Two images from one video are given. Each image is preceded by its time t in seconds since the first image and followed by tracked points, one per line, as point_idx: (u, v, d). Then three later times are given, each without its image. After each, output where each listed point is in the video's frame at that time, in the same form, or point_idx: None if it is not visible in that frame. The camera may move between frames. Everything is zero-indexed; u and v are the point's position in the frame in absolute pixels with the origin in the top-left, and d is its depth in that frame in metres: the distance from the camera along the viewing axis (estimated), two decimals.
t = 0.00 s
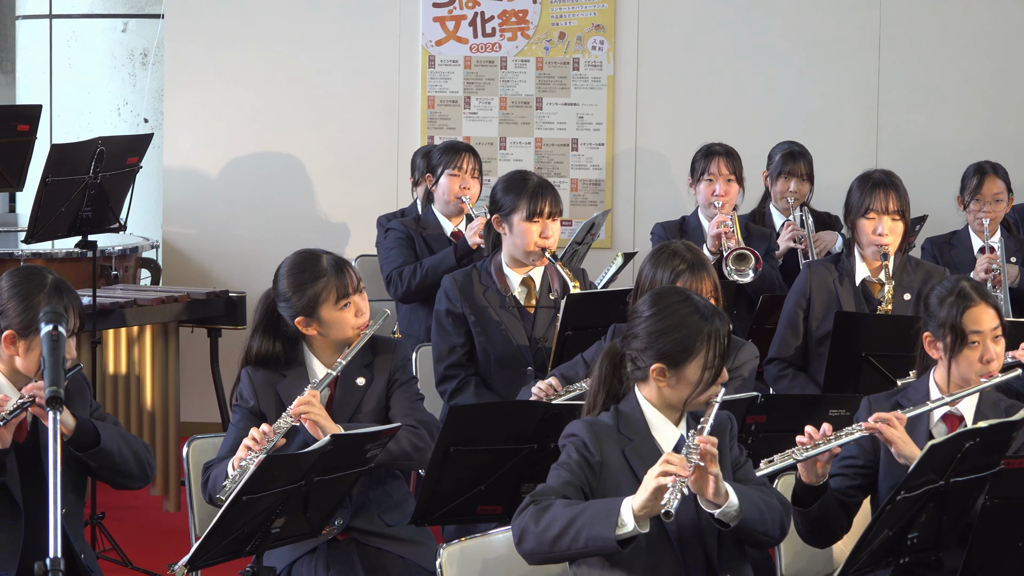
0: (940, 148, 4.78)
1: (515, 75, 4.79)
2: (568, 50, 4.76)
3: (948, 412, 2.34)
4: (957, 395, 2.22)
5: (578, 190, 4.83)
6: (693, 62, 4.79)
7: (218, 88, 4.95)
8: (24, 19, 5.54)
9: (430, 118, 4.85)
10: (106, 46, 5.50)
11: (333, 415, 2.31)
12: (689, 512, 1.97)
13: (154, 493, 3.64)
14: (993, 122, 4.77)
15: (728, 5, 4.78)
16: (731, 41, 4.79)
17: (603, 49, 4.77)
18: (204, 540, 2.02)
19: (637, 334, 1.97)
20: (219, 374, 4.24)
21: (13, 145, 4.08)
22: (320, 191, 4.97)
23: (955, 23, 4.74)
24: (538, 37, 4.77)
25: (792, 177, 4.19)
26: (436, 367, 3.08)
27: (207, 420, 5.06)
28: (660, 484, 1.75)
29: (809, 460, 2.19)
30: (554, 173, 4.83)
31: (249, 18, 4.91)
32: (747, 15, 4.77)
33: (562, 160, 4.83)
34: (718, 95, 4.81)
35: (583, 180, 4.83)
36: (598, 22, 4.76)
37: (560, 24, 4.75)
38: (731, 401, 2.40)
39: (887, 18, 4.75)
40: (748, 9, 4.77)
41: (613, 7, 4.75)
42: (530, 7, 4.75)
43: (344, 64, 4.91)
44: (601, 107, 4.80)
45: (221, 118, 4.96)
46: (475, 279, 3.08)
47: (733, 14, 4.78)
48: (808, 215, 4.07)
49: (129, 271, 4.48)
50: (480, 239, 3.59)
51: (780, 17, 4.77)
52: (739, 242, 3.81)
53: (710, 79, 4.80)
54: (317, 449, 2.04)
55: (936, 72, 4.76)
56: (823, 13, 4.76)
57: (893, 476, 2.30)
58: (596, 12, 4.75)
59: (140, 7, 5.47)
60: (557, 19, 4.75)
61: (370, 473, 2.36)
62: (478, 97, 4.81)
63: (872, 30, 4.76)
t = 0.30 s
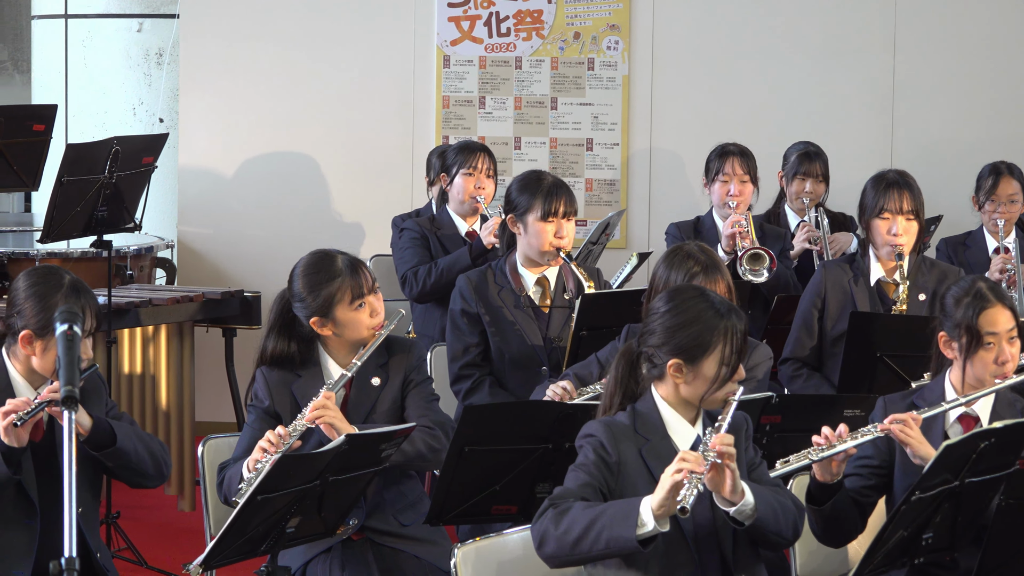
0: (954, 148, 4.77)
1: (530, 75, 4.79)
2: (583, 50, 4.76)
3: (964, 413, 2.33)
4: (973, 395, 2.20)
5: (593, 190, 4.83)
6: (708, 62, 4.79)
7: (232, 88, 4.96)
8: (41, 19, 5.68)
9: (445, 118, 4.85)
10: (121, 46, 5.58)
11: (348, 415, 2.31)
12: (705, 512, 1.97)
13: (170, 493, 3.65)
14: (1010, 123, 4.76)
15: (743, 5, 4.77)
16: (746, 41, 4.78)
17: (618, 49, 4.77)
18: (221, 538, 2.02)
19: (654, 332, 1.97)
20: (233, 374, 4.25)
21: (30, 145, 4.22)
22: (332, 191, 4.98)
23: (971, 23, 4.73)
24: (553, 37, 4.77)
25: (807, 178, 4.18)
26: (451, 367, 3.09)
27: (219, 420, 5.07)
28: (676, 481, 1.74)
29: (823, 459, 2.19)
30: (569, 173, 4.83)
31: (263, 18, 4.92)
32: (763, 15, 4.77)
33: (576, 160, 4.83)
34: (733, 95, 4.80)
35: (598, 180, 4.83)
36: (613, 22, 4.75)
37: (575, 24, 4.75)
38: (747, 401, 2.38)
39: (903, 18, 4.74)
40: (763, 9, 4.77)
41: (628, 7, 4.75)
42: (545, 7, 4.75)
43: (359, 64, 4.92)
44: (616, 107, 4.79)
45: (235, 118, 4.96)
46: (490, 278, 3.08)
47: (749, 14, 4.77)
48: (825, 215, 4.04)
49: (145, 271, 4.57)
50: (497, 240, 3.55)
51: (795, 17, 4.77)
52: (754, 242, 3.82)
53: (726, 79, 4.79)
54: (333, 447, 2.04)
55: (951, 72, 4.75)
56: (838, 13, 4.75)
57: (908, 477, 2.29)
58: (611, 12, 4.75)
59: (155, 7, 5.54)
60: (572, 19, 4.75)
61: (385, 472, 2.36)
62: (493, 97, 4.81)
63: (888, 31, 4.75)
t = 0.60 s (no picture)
0: (971, 148, 4.75)
1: (547, 75, 4.79)
2: (599, 50, 4.76)
3: (981, 413, 2.34)
4: (990, 397, 2.19)
5: (609, 191, 4.82)
6: (725, 62, 4.78)
7: (248, 88, 4.96)
8: (59, 19, 5.74)
9: (462, 118, 4.85)
10: (141, 47, 5.66)
11: (365, 415, 2.31)
12: (722, 516, 1.96)
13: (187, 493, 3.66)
14: None
15: (761, 5, 4.76)
16: (763, 41, 4.78)
17: (635, 49, 4.76)
18: (238, 539, 2.02)
19: (670, 335, 1.97)
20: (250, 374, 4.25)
21: (48, 146, 4.25)
22: (348, 191, 4.98)
23: (990, 23, 4.71)
24: (570, 37, 4.76)
25: (824, 178, 4.17)
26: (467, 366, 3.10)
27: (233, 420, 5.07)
28: (686, 500, 1.74)
29: (841, 460, 2.19)
30: (585, 173, 4.82)
31: (280, 17, 4.92)
32: (780, 14, 4.76)
33: (593, 160, 4.82)
34: (750, 95, 4.79)
35: (615, 181, 4.82)
36: (630, 22, 4.75)
37: (592, 25, 4.75)
38: (764, 401, 2.38)
39: (921, 18, 4.73)
40: (780, 9, 4.76)
41: (645, 7, 4.75)
42: (562, 8, 4.75)
43: (375, 64, 4.92)
44: (633, 107, 4.79)
45: (251, 118, 4.97)
46: (506, 280, 3.08)
47: (766, 14, 4.77)
48: (841, 214, 4.03)
49: (162, 271, 4.58)
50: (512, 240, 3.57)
51: (812, 17, 4.76)
52: (770, 242, 3.80)
53: (743, 79, 4.79)
54: (349, 447, 2.04)
55: (969, 72, 4.73)
56: (856, 13, 4.74)
57: (925, 476, 2.28)
58: (628, 12, 4.74)
59: (173, 7, 5.60)
60: (589, 19, 4.75)
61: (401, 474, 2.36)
62: (510, 97, 4.81)
63: (905, 30, 4.74)
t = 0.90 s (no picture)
0: (987, 149, 4.74)
1: (563, 75, 4.79)
2: (616, 50, 4.76)
3: (997, 414, 2.32)
4: (1005, 398, 2.19)
5: (626, 191, 4.83)
6: (741, 62, 4.78)
7: (264, 88, 4.97)
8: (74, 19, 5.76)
9: (478, 118, 4.85)
10: (156, 46, 5.68)
11: (380, 416, 2.31)
12: (739, 518, 1.96)
13: (203, 492, 3.68)
14: None
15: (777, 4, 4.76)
16: (779, 41, 4.77)
17: (651, 49, 4.76)
18: (253, 540, 2.01)
19: (689, 337, 1.97)
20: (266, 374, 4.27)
21: (64, 145, 4.33)
22: (362, 190, 4.98)
23: (1007, 23, 4.70)
24: (586, 37, 4.76)
25: (840, 178, 4.17)
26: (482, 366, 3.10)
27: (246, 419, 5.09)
28: (705, 501, 1.73)
29: (856, 461, 2.17)
30: (601, 173, 4.82)
31: (296, 16, 4.93)
32: (796, 14, 4.76)
33: (609, 160, 4.82)
34: (766, 95, 4.79)
35: (631, 181, 4.82)
36: (646, 22, 4.75)
37: (608, 25, 4.75)
38: (782, 401, 2.38)
39: (938, 18, 4.72)
40: (795, 10, 4.76)
41: (661, 7, 4.74)
42: (578, 7, 4.75)
43: (390, 64, 4.92)
44: (649, 107, 4.79)
45: (267, 117, 4.98)
46: (522, 279, 3.08)
47: (782, 14, 4.76)
48: (856, 215, 4.04)
49: (178, 271, 4.72)
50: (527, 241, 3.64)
51: (828, 17, 4.75)
52: (785, 243, 3.82)
53: (759, 79, 4.78)
54: (365, 449, 2.04)
55: (986, 72, 4.72)
56: (872, 13, 4.74)
57: (940, 477, 2.28)
58: (644, 12, 4.74)
59: (189, 7, 5.65)
60: (605, 19, 4.75)
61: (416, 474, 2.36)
62: (526, 98, 4.81)
63: (921, 30, 4.73)
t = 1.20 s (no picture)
0: (1003, 148, 4.73)
1: (577, 75, 4.79)
2: (630, 50, 4.76)
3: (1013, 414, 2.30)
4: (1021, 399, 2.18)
5: (640, 191, 4.82)
6: (756, 62, 4.78)
7: (278, 87, 4.98)
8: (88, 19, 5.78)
9: (492, 117, 4.85)
10: (171, 45, 5.71)
11: (395, 417, 2.32)
12: (759, 516, 1.95)
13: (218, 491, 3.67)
14: None
15: (792, 4, 4.76)
16: (794, 41, 4.77)
17: (665, 49, 4.76)
18: (267, 538, 2.02)
19: (709, 335, 1.96)
20: (280, 374, 4.28)
21: (78, 146, 4.34)
22: (375, 190, 4.98)
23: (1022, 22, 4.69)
24: (600, 37, 4.76)
25: (855, 177, 4.17)
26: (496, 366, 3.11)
27: (258, 419, 5.10)
28: (729, 489, 1.74)
29: (871, 462, 2.18)
30: (615, 173, 4.82)
31: (310, 16, 4.93)
32: (811, 14, 4.76)
33: (623, 160, 4.82)
34: (780, 96, 4.79)
35: (644, 180, 4.82)
36: (661, 22, 4.75)
37: (622, 24, 4.74)
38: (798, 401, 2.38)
39: (953, 18, 4.71)
40: (810, 9, 4.76)
41: (676, 7, 4.74)
42: (592, 7, 4.74)
43: (404, 64, 4.92)
44: (663, 107, 4.78)
45: (281, 117, 4.98)
46: (537, 281, 3.08)
47: (797, 14, 4.76)
48: (872, 213, 4.06)
49: (192, 270, 4.72)
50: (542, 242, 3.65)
51: (842, 17, 4.75)
52: (799, 242, 3.84)
53: (773, 79, 4.78)
54: (379, 447, 2.04)
55: (1001, 71, 4.71)
56: (887, 12, 4.73)
57: (955, 478, 2.28)
58: (659, 12, 4.74)
59: (204, 7, 5.67)
60: (619, 19, 4.74)
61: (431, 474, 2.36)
62: (541, 97, 4.81)
63: (936, 30, 4.72)
